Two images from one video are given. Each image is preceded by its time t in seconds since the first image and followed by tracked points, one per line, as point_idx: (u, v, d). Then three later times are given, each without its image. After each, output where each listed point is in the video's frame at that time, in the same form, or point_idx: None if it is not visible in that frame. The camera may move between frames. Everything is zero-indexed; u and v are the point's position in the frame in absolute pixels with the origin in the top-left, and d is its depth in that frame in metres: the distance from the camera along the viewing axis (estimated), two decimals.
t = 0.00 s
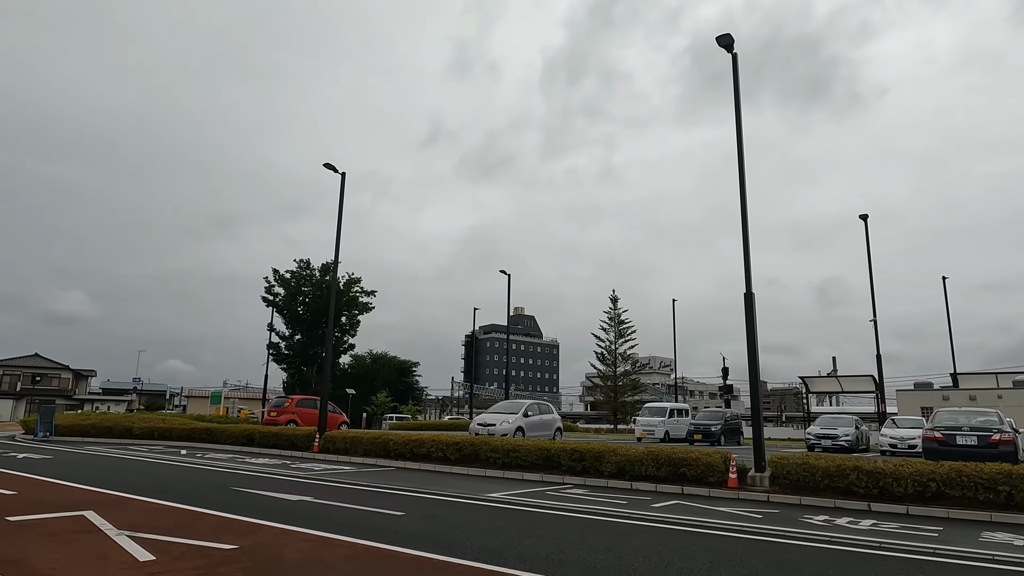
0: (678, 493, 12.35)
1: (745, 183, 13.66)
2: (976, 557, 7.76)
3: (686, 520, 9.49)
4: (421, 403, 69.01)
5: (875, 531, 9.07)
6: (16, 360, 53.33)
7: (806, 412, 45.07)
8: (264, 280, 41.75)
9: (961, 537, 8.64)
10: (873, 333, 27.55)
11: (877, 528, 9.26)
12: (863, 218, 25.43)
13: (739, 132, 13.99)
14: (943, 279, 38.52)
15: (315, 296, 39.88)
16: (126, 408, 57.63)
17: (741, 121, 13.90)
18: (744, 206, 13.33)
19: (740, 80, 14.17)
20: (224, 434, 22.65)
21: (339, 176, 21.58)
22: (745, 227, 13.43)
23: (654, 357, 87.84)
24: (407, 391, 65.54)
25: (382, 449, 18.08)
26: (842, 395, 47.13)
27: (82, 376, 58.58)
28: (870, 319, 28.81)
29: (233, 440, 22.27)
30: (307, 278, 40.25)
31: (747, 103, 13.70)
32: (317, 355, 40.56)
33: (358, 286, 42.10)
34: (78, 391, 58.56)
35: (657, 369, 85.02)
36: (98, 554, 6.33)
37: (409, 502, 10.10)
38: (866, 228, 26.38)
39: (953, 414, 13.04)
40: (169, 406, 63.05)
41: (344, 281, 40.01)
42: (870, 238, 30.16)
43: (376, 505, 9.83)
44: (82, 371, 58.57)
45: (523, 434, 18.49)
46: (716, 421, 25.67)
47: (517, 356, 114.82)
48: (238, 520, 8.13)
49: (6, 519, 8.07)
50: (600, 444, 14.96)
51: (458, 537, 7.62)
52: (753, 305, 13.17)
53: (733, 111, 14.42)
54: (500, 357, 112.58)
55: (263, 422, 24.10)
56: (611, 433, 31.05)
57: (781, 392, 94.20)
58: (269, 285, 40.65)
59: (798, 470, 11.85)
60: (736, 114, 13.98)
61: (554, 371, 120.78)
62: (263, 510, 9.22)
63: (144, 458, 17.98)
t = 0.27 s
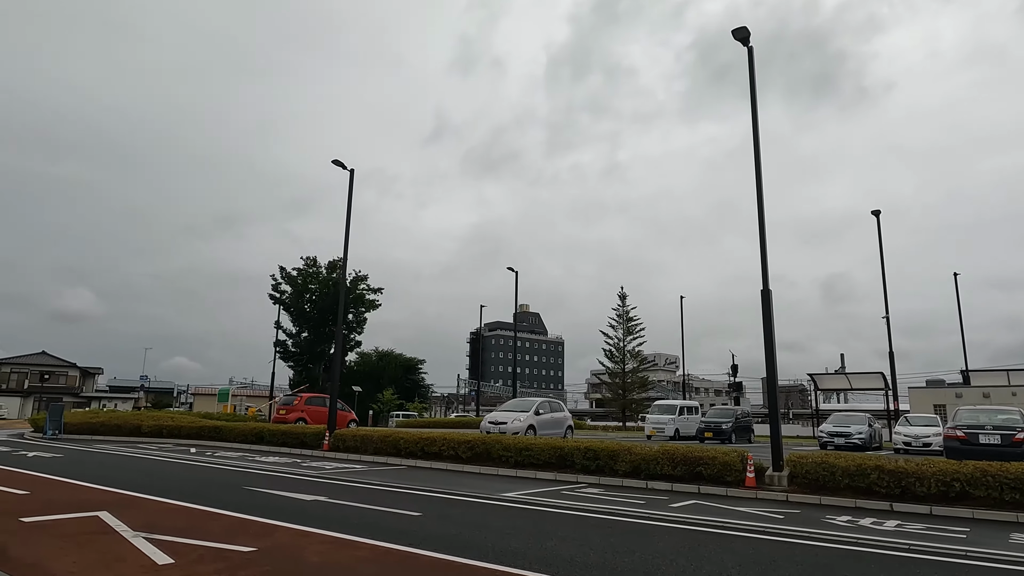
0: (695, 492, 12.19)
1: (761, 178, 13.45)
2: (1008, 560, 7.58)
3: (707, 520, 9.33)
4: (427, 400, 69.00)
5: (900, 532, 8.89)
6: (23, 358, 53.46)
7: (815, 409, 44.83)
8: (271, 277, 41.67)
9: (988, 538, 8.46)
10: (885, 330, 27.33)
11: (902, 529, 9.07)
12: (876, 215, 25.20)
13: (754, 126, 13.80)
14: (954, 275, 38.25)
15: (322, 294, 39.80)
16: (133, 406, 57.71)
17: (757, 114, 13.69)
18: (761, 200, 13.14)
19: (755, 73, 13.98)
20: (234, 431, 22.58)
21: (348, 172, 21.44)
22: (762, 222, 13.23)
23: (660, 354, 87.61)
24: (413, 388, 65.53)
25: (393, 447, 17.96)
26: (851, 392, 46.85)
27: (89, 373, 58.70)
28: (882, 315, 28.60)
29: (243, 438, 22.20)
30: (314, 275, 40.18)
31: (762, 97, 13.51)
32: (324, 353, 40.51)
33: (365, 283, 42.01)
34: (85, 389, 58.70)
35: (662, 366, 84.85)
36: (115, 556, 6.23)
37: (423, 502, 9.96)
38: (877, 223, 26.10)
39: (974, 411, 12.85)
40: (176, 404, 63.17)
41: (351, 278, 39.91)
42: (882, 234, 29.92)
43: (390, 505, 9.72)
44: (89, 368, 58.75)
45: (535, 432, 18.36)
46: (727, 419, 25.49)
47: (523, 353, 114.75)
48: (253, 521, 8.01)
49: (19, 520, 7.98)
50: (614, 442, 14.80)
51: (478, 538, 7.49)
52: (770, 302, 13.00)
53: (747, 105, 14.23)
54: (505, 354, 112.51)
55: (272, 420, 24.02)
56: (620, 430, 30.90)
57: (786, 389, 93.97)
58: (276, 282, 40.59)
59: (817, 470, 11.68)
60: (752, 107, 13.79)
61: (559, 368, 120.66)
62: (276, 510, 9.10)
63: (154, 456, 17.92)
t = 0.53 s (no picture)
0: (711, 489, 12.04)
1: (777, 171, 13.27)
2: None
3: (727, 519, 9.17)
4: (433, 397, 69.00)
5: (925, 531, 8.72)
6: (31, 355, 53.64)
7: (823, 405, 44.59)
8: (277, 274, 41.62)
9: (1017, 537, 8.29)
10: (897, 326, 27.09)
11: (927, 527, 8.91)
12: (888, 209, 24.94)
13: (770, 119, 13.62)
14: (966, 270, 37.99)
15: (329, 290, 39.73)
16: (140, 403, 57.86)
17: (772, 107, 13.51)
18: (777, 193, 12.97)
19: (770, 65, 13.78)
20: (243, 428, 22.52)
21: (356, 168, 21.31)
22: (778, 216, 13.06)
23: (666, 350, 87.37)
24: (419, 385, 65.51)
25: (403, 444, 17.86)
26: (860, 388, 46.56)
27: (97, 370, 58.88)
28: (894, 311, 28.33)
29: (252, 435, 22.13)
30: (320, 272, 40.12)
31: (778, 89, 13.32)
32: (331, 349, 40.46)
33: (371, 280, 41.92)
34: (93, 385, 58.89)
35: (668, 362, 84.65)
36: (130, 555, 6.12)
37: (438, 500, 9.84)
38: (889, 218, 25.86)
39: (995, 408, 12.66)
40: (183, 401, 63.32)
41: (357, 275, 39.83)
42: (894, 229, 29.63)
43: (405, 503, 9.60)
44: (97, 365, 58.93)
45: (545, 429, 18.23)
46: (738, 415, 25.32)
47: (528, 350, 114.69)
48: (268, 520, 7.90)
49: (32, 517, 7.88)
50: (627, 439, 14.66)
51: (497, 537, 7.36)
52: (787, 297, 12.82)
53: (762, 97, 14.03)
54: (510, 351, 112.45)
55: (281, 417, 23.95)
56: (629, 427, 30.75)
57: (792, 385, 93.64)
58: (283, 279, 40.55)
59: (835, 466, 11.51)
60: (767, 99, 13.60)
61: (564, 365, 120.54)
62: (291, 508, 8.99)
63: (164, 452, 17.86)
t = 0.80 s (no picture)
0: (722, 488, 11.88)
1: (787, 165, 13.06)
2: None
3: (740, 519, 9.00)
4: (434, 394, 68.90)
5: (945, 531, 8.55)
6: (32, 352, 53.49)
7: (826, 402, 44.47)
8: (279, 271, 41.44)
9: None
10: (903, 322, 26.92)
11: (945, 527, 8.74)
12: (894, 204, 24.75)
13: (780, 113, 13.41)
14: (971, 266, 37.79)
15: (330, 287, 39.56)
16: (141, 400, 57.74)
17: (782, 100, 13.30)
18: (787, 188, 12.78)
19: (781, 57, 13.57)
20: (245, 426, 22.36)
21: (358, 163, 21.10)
22: (788, 211, 12.86)
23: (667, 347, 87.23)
24: (421, 382, 65.39)
25: (407, 442, 17.70)
26: (863, 385, 46.39)
27: (97, 367, 58.73)
28: (900, 307, 28.16)
29: (254, 432, 21.98)
30: (322, 268, 39.95)
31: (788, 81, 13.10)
32: (332, 346, 40.32)
33: (373, 276, 41.73)
34: (93, 382, 58.77)
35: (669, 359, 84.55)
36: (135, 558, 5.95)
37: (446, 500, 9.67)
38: (895, 214, 25.66)
39: (1009, 405, 12.50)
40: (183, 398, 63.19)
41: (359, 271, 39.66)
42: (899, 225, 29.42)
43: (413, 503, 9.43)
44: (97, 362, 58.78)
45: (551, 426, 18.06)
46: (743, 412, 25.16)
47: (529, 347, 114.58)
48: (274, 521, 7.73)
49: (33, 518, 7.72)
50: (634, 437, 14.49)
51: (510, 539, 7.20)
52: (798, 294, 12.62)
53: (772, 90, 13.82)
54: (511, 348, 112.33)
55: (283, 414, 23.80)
56: (633, 424, 30.60)
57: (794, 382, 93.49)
58: (284, 276, 40.38)
59: (848, 465, 11.35)
60: (777, 92, 13.39)
61: (565, 362, 120.47)
62: (297, 508, 8.82)
63: (165, 451, 17.69)
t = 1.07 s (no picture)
0: (729, 488, 11.75)
1: (795, 162, 12.92)
2: None
3: (752, 519, 8.86)
4: (432, 393, 68.74)
5: (960, 531, 8.43)
6: (28, 351, 53.17)
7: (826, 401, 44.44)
8: (277, 269, 41.20)
9: None
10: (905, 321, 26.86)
11: (960, 528, 8.61)
12: (897, 203, 24.67)
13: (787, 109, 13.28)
14: (971, 265, 37.73)
15: (329, 286, 39.34)
16: (138, 399, 57.46)
17: (789, 95, 13.15)
18: (794, 185, 12.64)
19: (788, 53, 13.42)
20: (245, 425, 22.17)
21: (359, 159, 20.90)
22: (795, 208, 12.73)
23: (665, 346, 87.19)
24: (419, 381, 65.21)
25: (409, 441, 17.54)
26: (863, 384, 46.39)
27: (94, 367, 58.40)
28: (902, 306, 28.09)
29: (254, 432, 21.79)
30: (320, 267, 39.72)
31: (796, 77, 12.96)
32: (331, 345, 40.12)
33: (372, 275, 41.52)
34: (90, 381, 58.46)
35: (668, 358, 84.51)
36: (139, 561, 5.79)
37: (452, 500, 9.52)
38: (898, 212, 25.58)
39: (1018, 404, 12.41)
40: (180, 398, 62.88)
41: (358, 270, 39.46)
42: (901, 223, 29.33)
43: (420, 503, 9.27)
44: (94, 362, 58.47)
45: (554, 425, 17.93)
46: (746, 411, 25.06)
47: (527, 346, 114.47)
48: (279, 522, 7.57)
49: (33, 519, 7.54)
50: (640, 436, 14.35)
51: (522, 540, 7.05)
52: (805, 291, 12.50)
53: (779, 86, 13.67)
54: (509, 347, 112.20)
55: (283, 414, 23.61)
56: (634, 423, 30.49)
57: (792, 381, 93.54)
58: (282, 274, 40.14)
59: (857, 464, 11.22)
60: (784, 88, 13.24)
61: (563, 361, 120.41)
62: (302, 508, 8.66)
63: (165, 450, 17.50)
